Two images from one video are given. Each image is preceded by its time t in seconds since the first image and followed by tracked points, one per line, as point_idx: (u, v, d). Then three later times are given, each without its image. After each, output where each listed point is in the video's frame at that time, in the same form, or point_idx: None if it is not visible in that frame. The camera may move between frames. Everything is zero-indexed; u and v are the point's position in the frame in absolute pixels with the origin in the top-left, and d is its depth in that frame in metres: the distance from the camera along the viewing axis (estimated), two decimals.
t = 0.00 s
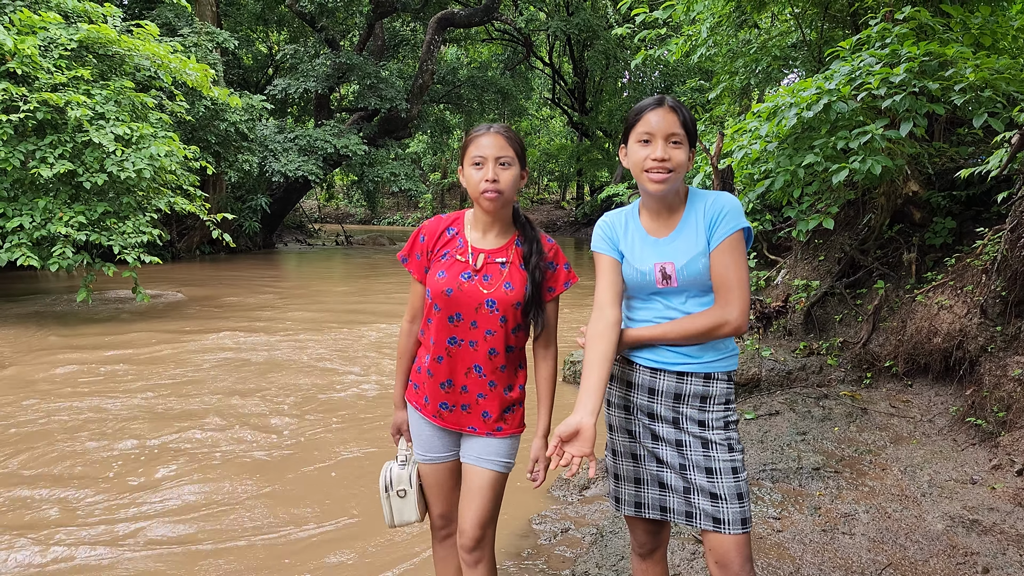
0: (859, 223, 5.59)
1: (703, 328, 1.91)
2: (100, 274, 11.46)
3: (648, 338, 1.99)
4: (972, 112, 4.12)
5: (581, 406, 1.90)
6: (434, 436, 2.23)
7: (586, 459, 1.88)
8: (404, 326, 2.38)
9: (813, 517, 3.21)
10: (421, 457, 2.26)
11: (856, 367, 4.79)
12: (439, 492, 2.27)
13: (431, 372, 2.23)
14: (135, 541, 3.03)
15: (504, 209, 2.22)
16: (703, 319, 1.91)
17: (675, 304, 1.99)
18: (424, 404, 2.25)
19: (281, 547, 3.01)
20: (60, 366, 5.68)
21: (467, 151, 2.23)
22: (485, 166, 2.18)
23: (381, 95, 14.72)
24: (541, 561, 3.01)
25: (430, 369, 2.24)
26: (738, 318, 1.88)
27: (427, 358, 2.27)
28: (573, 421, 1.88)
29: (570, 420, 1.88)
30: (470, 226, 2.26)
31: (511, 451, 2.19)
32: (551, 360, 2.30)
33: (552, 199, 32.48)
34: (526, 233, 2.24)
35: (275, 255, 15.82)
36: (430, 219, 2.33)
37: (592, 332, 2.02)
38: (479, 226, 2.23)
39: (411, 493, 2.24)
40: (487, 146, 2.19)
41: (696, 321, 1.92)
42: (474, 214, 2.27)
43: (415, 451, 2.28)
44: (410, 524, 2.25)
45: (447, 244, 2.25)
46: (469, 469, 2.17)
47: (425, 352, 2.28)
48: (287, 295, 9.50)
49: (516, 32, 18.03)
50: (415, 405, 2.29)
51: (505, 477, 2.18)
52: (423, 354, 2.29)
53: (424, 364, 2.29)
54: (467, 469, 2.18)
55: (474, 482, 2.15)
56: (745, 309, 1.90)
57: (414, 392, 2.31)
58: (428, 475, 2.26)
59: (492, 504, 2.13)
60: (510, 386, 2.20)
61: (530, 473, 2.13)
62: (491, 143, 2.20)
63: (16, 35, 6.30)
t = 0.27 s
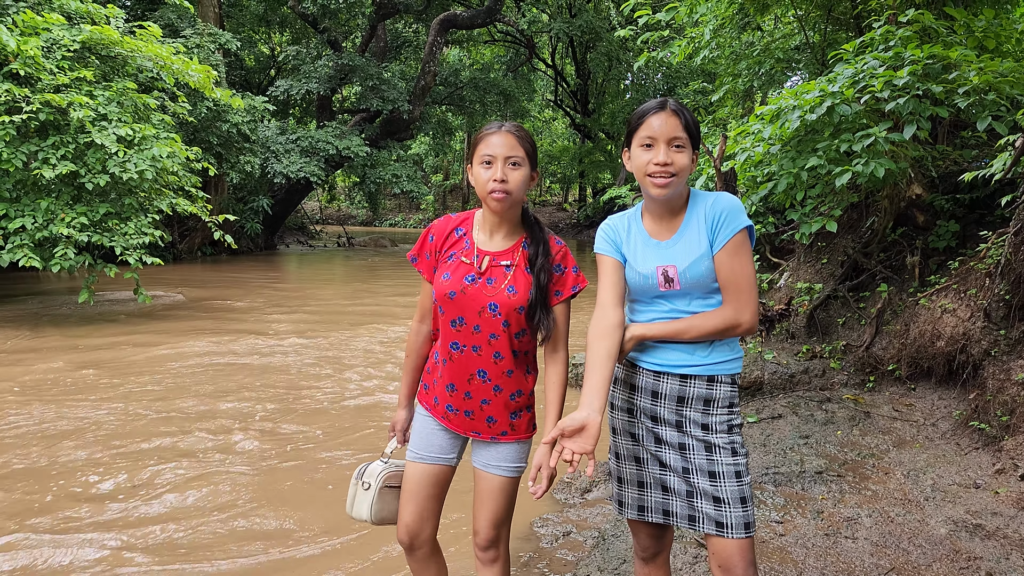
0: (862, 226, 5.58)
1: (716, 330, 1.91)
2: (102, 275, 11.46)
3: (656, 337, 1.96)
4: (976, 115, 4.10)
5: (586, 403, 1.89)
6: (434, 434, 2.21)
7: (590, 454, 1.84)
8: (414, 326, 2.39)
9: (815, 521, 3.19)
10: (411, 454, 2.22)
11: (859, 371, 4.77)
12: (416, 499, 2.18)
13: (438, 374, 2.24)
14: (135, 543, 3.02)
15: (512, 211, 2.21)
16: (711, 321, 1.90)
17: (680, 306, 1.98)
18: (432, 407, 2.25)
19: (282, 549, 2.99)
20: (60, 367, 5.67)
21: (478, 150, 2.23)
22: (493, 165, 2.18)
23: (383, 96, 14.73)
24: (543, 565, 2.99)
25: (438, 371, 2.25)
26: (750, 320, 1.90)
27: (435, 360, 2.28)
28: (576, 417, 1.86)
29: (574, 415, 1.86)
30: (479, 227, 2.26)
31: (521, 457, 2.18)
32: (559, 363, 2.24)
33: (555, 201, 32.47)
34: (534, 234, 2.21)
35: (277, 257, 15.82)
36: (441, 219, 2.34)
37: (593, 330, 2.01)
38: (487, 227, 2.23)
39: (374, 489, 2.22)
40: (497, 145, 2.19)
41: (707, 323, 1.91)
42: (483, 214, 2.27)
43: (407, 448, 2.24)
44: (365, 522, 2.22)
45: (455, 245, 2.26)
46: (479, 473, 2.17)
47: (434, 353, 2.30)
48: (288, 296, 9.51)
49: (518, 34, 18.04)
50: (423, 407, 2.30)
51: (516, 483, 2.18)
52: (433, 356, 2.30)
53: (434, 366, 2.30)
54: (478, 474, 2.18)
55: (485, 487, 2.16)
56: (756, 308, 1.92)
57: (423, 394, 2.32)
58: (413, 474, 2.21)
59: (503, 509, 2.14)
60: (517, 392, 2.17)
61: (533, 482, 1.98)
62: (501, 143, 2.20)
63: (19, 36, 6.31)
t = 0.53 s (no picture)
0: (865, 228, 5.59)
1: (724, 332, 1.91)
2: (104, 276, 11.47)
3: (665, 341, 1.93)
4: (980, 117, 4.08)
5: (599, 412, 1.86)
6: (436, 437, 2.22)
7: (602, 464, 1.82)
8: (412, 326, 2.39)
9: (818, 524, 3.18)
10: (424, 458, 2.24)
11: (861, 373, 4.77)
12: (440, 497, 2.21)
13: (434, 373, 2.25)
14: (136, 544, 3.02)
15: (508, 210, 2.21)
16: (716, 324, 1.91)
17: (681, 309, 1.98)
18: (428, 406, 2.26)
19: (284, 551, 2.99)
20: (63, 367, 5.68)
21: (475, 150, 2.22)
22: (490, 165, 2.18)
23: (386, 97, 14.74)
24: (545, 567, 2.99)
25: (435, 370, 2.25)
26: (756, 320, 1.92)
27: (432, 359, 2.28)
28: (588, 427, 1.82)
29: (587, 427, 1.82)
30: (475, 227, 2.26)
31: (518, 458, 2.18)
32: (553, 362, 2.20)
33: (557, 203, 32.46)
34: (531, 233, 2.21)
35: (279, 258, 15.83)
36: (438, 220, 2.35)
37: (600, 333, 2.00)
38: (483, 226, 2.23)
39: (385, 497, 2.21)
40: (494, 145, 2.19)
41: (715, 325, 1.90)
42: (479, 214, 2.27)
43: (419, 451, 2.26)
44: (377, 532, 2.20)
45: (451, 245, 2.27)
46: (476, 474, 2.18)
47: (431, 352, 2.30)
48: (291, 297, 9.51)
49: (521, 35, 18.04)
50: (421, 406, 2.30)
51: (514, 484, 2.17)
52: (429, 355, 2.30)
53: (430, 365, 2.30)
54: (474, 474, 2.19)
55: (482, 487, 2.16)
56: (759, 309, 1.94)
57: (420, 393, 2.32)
58: (429, 475, 2.23)
59: (501, 510, 2.14)
60: (513, 391, 2.16)
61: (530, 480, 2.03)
62: (498, 143, 2.19)
63: (22, 37, 6.32)
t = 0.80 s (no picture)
0: (870, 232, 5.58)
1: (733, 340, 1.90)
2: (109, 279, 11.50)
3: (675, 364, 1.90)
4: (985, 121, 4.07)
5: (622, 413, 1.88)
6: (438, 438, 2.25)
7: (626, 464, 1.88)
8: (411, 330, 2.41)
9: (823, 528, 3.17)
10: (431, 460, 2.26)
11: (866, 377, 4.76)
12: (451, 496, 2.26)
13: (432, 374, 2.26)
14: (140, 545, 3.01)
15: (500, 212, 2.22)
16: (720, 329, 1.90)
17: (684, 312, 1.97)
18: (429, 407, 2.27)
19: (288, 553, 2.99)
20: (68, 370, 5.69)
21: (465, 153, 2.23)
22: (479, 168, 2.19)
23: (390, 101, 14.77)
24: (549, 570, 2.99)
25: (432, 370, 2.26)
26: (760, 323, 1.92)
27: (430, 360, 2.29)
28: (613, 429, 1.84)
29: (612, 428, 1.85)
30: (467, 228, 2.27)
31: (517, 457, 2.17)
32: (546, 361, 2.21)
33: (561, 206, 32.46)
34: (520, 231, 2.21)
35: (284, 261, 15.85)
36: (432, 224, 2.36)
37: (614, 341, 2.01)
38: (474, 227, 2.24)
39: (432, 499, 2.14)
40: (483, 148, 2.19)
41: (722, 332, 1.89)
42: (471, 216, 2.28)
43: (425, 453, 2.28)
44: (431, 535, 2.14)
45: (444, 247, 2.28)
46: (474, 475, 2.17)
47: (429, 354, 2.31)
48: (295, 300, 9.52)
49: (526, 39, 18.07)
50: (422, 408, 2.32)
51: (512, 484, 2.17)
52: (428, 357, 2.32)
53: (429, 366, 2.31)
54: (472, 475, 2.18)
55: (480, 489, 2.14)
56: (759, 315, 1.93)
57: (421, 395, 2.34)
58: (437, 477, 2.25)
59: (499, 512, 2.13)
60: (509, 388, 2.16)
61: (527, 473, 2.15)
62: (487, 146, 2.19)
63: (28, 40, 6.35)
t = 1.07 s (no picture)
0: (875, 237, 5.57)
1: (735, 343, 1.89)
2: (115, 283, 11.53)
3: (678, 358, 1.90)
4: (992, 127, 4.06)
5: (622, 418, 1.89)
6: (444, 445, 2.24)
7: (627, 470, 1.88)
8: (411, 342, 2.41)
9: (829, 534, 3.16)
10: (437, 466, 2.26)
11: (872, 383, 4.75)
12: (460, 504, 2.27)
13: (434, 383, 2.26)
14: (146, 551, 3.01)
15: (492, 222, 2.23)
16: (727, 332, 1.88)
17: (692, 316, 1.97)
18: (434, 416, 2.27)
19: (293, 558, 2.99)
20: (75, 374, 5.71)
21: (455, 164, 2.23)
22: (471, 179, 2.19)
23: (396, 106, 14.82)
24: None
25: (435, 379, 2.26)
26: (767, 329, 1.89)
27: (432, 370, 2.30)
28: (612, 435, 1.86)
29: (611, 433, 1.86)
30: (461, 238, 2.28)
31: (520, 461, 2.16)
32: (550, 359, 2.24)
33: (566, 211, 32.48)
34: (513, 236, 2.23)
35: (289, 266, 15.89)
36: (424, 238, 2.37)
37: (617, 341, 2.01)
38: (467, 236, 2.25)
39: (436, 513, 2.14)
40: (474, 159, 2.19)
41: (727, 335, 1.88)
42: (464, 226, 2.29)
43: (431, 460, 2.29)
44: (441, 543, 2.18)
45: (441, 258, 2.28)
46: (475, 478, 2.16)
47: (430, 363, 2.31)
48: (300, 305, 9.54)
49: (530, 44, 18.12)
50: (427, 418, 2.31)
51: (513, 490, 2.15)
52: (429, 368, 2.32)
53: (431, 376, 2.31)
54: (473, 480, 2.16)
55: (481, 492, 2.13)
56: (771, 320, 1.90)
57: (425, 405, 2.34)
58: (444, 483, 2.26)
59: (498, 518, 2.10)
60: (512, 391, 2.17)
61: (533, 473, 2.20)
62: (478, 157, 2.19)
63: (37, 46, 6.39)
